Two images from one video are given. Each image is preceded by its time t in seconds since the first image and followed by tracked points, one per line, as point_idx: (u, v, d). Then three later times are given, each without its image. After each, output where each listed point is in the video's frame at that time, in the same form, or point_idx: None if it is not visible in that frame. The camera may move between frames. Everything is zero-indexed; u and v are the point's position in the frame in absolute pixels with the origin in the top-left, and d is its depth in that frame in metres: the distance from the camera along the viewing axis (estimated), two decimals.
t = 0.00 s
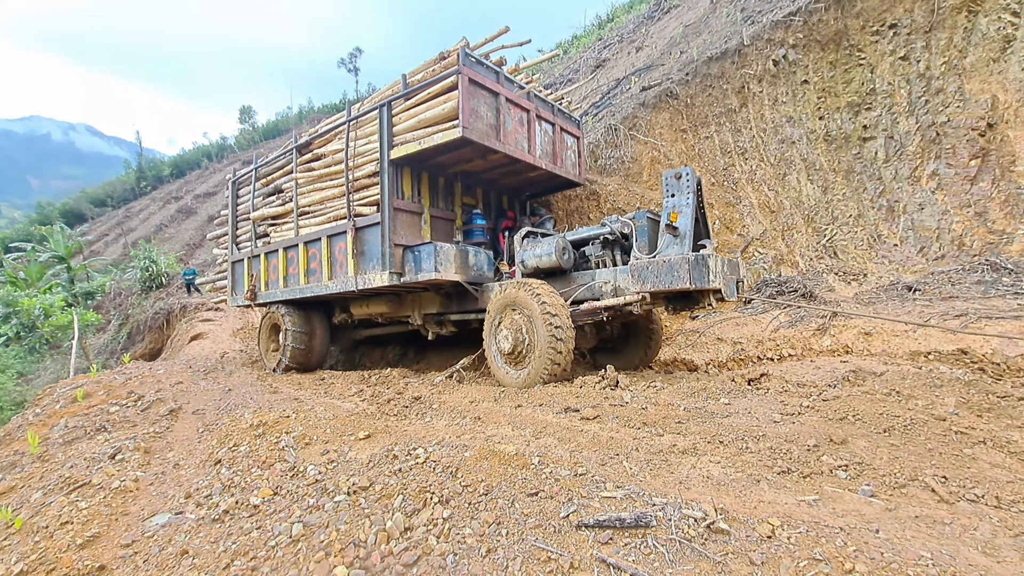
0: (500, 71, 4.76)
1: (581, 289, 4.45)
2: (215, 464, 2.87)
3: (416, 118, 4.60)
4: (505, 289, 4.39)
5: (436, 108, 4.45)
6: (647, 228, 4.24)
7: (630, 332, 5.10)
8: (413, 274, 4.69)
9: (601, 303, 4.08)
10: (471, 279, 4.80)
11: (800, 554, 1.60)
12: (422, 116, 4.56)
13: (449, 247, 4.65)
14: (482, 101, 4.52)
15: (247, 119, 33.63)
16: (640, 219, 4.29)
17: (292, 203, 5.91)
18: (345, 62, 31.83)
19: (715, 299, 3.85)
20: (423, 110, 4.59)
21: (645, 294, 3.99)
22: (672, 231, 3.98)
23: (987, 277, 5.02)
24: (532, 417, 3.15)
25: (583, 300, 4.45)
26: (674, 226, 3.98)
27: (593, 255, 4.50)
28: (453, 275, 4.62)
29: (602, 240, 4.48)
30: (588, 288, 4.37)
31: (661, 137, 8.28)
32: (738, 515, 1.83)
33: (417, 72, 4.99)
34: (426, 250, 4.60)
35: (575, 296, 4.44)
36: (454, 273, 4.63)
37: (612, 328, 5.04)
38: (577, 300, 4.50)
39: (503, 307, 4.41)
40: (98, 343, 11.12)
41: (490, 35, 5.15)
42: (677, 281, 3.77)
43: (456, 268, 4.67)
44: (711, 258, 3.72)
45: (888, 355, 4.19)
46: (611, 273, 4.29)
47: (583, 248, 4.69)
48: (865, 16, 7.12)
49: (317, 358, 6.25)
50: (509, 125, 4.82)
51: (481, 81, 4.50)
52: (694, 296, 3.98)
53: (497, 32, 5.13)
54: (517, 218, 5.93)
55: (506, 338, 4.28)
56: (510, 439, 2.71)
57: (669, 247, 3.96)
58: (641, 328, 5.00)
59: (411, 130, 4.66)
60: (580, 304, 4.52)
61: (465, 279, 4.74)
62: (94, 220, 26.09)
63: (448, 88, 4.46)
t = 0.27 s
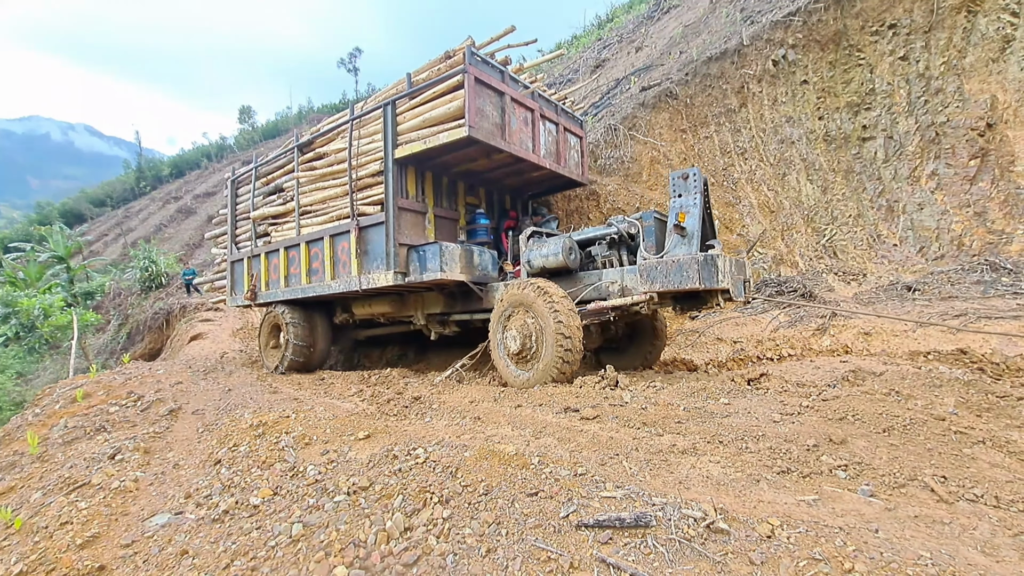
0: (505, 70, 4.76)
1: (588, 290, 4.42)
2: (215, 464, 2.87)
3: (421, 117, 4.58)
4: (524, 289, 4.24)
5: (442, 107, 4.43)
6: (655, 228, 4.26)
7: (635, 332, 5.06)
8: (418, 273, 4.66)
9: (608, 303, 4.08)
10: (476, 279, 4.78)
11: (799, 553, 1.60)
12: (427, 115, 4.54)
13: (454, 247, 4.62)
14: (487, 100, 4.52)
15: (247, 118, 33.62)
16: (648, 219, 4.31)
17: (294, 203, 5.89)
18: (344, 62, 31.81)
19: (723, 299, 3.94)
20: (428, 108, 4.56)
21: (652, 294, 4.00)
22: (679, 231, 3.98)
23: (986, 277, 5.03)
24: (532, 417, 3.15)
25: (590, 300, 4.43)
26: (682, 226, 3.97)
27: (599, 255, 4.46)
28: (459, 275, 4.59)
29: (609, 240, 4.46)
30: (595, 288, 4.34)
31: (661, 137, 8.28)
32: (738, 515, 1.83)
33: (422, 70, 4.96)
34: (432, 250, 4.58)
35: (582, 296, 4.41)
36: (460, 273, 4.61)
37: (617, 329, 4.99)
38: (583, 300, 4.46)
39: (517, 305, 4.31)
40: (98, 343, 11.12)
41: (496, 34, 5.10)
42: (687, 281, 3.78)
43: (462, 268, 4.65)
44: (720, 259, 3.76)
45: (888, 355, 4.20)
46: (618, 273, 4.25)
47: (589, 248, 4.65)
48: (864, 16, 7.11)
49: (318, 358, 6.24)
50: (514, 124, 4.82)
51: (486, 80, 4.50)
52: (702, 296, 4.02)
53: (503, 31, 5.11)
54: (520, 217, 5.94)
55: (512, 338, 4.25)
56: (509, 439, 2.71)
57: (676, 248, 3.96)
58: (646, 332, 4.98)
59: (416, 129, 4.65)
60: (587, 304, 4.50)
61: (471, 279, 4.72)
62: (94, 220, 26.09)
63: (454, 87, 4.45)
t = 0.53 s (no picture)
0: (513, 69, 4.77)
1: (597, 288, 4.41)
2: (215, 464, 2.87)
3: (430, 116, 4.58)
4: (547, 295, 4.10)
5: (451, 105, 4.43)
6: (664, 227, 4.24)
7: (641, 331, 5.03)
8: (426, 272, 4.64)
9: (617, 301, 4.05)
10: (483, 278, 4.77)
11: (799, 553, 1.60)
12: (435, 114, 4.54)
13: (462, 245, 4.59)
14: (496, 99, 4.52)
15: (246, 118, 33.63)
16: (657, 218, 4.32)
17: (297, 201, 5.88)
18: (344, 63, 31.81)
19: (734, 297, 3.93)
20: (437, 107, 4.56)
21: (663, 292, 3.94)
22: (689, 230, 3.96)
23: (986, 277, 5.04)
24: (532, 417, 3.15)
25: (599, 299, 4.41)
26: (692, 225, 3.96)
27: (608, 254, 4.50)
28: (467, 273, 4.58)
29: (618, 239, 4.49)
30: (605, 286, 4.34)
31: (661, 138, 8.28)
32: (737, 515, 1.83)
33: (430, 68, 4.94)
34: (440, 249, 4.56)
35: (591, 295, 4.40)
36: (468, 272, 4.59)
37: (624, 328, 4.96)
38: (592, 299, 4.45)
39: (536, 305, 4.20)
40: (98, 343, 11.12)
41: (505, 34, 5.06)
42: (699, 279, 3.74)
43: (470, 266, 4.64)
44: (731, 257, 3.77)
45: (887, 355, 4.19)
46: (627, 272, 4.27)
47: (597, 247, 4.66)
48: (863, 16, 7.11)
49: (320, 358, 6.22)
50: (521, 123, 4.82)
51: (495, 79, 4.50)
52: (713, 294, 4.01)
53: (513, 31, 5.06)
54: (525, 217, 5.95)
55: (521, 336, 4.23)
56: (509, 439, 2.71)
57: (687, 246, 3.94)
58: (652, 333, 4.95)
59: (424, 127, 4.64)
60: (596, 303, 4.49)
61: (478, 278, 4.71)
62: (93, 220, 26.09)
63: (462, 86, 4.44)
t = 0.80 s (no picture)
0: (519, 68, 4.77)
1: (605, 286, 4.42)
2: (215, 464, 2.87)
3: (436, 114, 4.55)
4: (568, 305, 3.99)
5: (458, 104, 4.41)
6: (674, 225, 4.30)
7: (647, 331, 4.99)
8: (432, 271, 4.63)
9: (627, 299, 4.02)
10: (490, 278, 4.77)
11: (798, 553, 1.60)
12: (442, 112, 4.50)
13: (469, 244, 4.59)
14: (503, 97, 4.51)
15: (246, 119, 33.62)
16: (666, 216, 4.35)
17: (299, 200, 5.86)
18: (344, 63, 31.81)
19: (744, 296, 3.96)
20: (443, 105, 4.53)
21: (674, 290, 3.92)
22: (699, 228, 3.92)
23: (985, 277, 5.04)
24: (531, 417, 3.15)
25: (607, 297, 4.41)
26: (703, 223, 3.91)
27: (617, 252, 4.52)
28: (474, 272, 4.57)
29: (627, 238, 4.51)
30: (613, 284, 4.35)
31: (660, 138, 8.28)
32: (737, 515, 1.83)
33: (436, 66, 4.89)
34: (447, 248, 4.55)
35: (600, 293, 4.40)
36: (474, 271, 4.58)
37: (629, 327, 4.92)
38: (600, 297, 4.44)
39: (554, 307, 4.12)
40: (97, 343, 11.12)
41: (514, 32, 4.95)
42: (711, 276, 3.73)
43: (476, 265, 4.63)
44: (743, 255, 3.79)
45: (887, 355, 4.20)
46: (636, 270, 4.29)
47: (605, 246, 4.68)
48: (863, 17, 7.11)
49: (321, 359, 6.22)
50: (528, 122, 4.81)
51: (502, 78, 4.49)
52: (722, 292, 4.03)
53: (519, 30, 4.96)
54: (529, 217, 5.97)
55: (531, 331, 4.22)
56: (508, 439, 2.71)
57: (697, 245, 3.91)
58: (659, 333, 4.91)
59: (430, 126, 4.62)
60: (604, 301, 4.49)
61: (485, 277, 4.71)
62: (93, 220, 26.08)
63: (469, 84, 4.43)
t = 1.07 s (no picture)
0: (523, 67, 4.77)
1: (613, 287, 4.38)
2: (214, 465, 2.87)
3: (441, 113, 4.55)
4: (582, 318, 3.93)
5: (463, 103, 4.42)
6: (682, 226, 4.33)
7: (652, 330, 4.98)
8: (438, 271, 4.62)
9: (636, 299, 4.03)
10: (495, 277, 4.76)
11: (798, 553, 1.60)
12: (447, 111, 4.51)
13: (475, 244, 4.58)
14: (508, 97, 4.51)
15: (246, 119, 33.61)
16: (675, 216, 4.37)
17: (300, 200, 5.85)
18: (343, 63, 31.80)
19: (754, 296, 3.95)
20: (448, 104, 4.54)
21: (684, 289, 3.94)
22: (708, 228, 3.98)
23: (985, 277, 5.05)
24: (531, 417, 3.15)
25: (615, 298, 4.37)
26: (711, 223, 3.97)
27: (624, 253, 4.49)
28: (480, 272, 4.56)
29: (634, 238, 4.48)
30: (621, 284, 4.30)
31: (660, 138, 8.28)
32: (737, 515, 1.83)
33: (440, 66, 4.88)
34: (452, 247, 4.54)
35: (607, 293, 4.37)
36: (480, 271, 4.58)
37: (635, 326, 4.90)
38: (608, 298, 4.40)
39: (569, 313, 4.07)
40: (97, 344, 11.12)
41: (519, 31, 4.93)
42: (721, 275, 3.74)
43: (482, 265, 4.62)
44: (754, 254, 3.77)
45: (886, 355, 4.20)
46: (644, 270, 4.25)
47: (612, 246, 4.65)
48: (862, 17, 7.12)
49: (322, 360, 6.21)
50: (532, 121, 4.82)
51: (508, 77, 4.49)
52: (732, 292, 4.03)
53: (525, 28, 4.92)
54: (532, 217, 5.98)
55: (539, 329, 4.21)
56: (508, 439, 2.71)
57: (706, 244, 3.95)
58: (665, 334, 4.89)
59: (435, 125, 4.61)
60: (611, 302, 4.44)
61: (490, 277, 4.70)
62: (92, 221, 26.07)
63: (475, 83, 4.43)
